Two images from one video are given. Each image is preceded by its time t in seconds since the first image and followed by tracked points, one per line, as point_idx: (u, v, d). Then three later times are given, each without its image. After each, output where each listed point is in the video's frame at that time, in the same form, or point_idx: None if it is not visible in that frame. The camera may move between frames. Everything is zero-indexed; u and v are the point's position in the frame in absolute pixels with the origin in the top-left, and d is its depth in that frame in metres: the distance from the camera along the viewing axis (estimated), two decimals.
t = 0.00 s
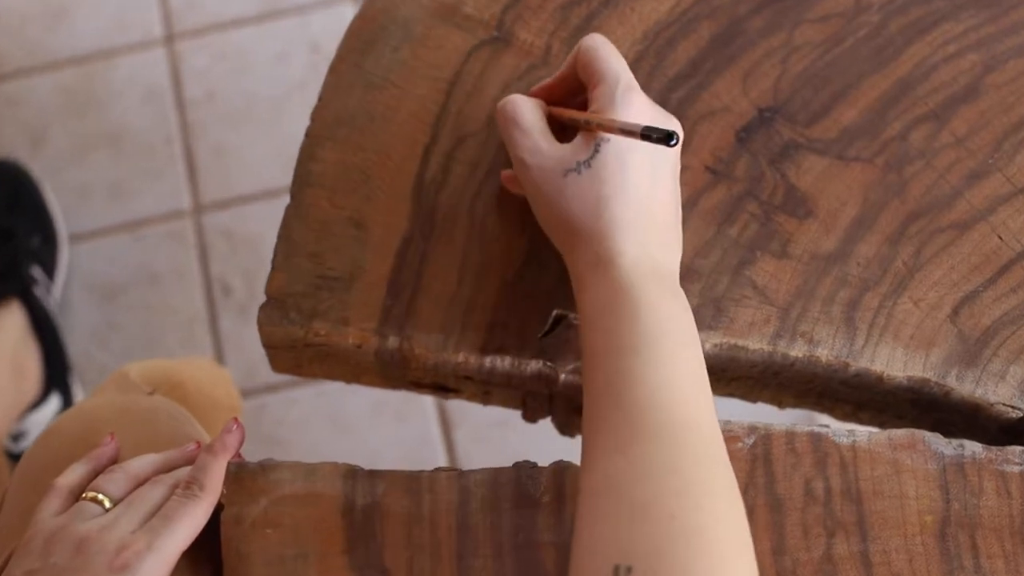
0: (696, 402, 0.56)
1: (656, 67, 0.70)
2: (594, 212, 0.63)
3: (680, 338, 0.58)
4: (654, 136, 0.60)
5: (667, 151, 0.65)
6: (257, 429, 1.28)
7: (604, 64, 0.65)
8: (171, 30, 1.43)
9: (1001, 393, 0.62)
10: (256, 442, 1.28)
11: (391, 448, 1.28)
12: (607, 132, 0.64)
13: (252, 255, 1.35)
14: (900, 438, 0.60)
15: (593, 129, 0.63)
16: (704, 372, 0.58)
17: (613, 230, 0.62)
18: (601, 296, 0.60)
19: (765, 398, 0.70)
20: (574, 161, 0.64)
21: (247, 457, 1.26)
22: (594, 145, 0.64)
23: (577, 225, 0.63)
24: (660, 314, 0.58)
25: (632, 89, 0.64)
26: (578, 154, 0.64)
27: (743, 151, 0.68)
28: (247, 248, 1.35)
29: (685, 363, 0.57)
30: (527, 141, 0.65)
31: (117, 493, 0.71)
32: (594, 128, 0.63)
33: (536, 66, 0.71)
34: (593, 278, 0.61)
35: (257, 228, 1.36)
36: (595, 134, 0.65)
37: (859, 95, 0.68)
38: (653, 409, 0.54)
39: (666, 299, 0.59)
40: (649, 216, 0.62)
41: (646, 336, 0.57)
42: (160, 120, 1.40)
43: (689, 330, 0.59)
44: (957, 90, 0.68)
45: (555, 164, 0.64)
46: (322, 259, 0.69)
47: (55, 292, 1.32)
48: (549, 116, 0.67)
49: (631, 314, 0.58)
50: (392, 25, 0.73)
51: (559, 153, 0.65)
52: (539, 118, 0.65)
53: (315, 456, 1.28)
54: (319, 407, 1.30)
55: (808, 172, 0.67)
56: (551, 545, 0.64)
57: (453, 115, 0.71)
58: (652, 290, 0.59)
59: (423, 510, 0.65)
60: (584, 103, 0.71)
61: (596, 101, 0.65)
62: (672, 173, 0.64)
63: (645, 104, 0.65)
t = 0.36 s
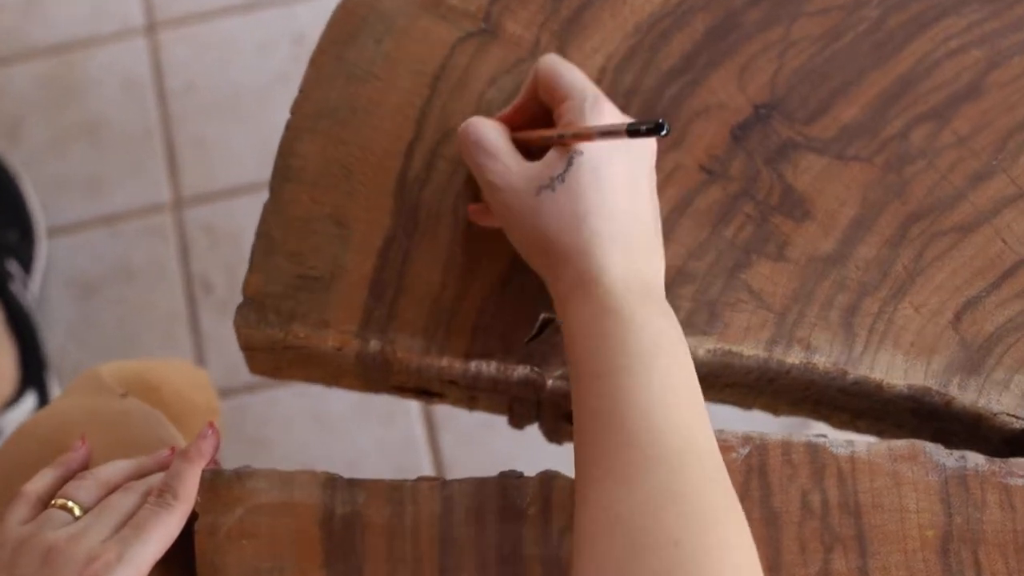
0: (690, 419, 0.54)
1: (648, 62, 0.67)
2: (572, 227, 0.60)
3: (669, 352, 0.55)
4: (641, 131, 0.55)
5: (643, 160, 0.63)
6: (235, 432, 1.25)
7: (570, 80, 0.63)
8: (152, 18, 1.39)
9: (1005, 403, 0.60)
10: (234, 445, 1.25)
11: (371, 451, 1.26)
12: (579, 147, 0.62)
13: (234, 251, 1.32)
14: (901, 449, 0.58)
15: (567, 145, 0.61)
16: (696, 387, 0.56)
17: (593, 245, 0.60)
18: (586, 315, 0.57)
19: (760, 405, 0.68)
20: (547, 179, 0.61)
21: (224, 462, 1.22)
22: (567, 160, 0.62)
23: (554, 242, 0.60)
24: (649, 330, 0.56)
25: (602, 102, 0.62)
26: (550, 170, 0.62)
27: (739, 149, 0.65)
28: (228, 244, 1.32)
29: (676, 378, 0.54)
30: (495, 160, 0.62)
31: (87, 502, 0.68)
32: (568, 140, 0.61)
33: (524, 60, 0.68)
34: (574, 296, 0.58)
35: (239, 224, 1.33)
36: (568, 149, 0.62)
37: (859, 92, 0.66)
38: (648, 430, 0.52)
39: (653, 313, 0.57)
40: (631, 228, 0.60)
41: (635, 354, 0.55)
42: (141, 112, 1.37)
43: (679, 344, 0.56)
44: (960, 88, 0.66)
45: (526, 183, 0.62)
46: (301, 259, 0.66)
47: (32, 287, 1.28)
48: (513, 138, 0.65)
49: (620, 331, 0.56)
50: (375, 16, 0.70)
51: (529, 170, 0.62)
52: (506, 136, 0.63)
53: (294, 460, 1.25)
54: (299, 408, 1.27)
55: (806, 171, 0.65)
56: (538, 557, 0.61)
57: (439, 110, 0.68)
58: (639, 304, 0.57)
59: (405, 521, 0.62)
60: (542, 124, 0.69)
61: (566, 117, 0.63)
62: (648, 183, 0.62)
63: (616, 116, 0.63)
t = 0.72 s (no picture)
0: (667, 517, 0.49)
1: (651, 49, 0.65)
2: (511, 337, 0.54)
3: (633, 456, 0.50)
4: (572, 213, 0.48)
5: (570, 247, 0.58)
6: (225, 431, 1.23)
7: (475, 176, 0.58)
8: (141, 6, 1.36)
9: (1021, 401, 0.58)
10: (223, 444, 1.22)
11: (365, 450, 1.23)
12: (501, 248, 0.56)
13: (223, 242, 1.29)
14: (913, 449, 0.56)
15: (489, 246, 0.56)
16: (667, 485, 0.51)
17: (537, 351, 0.54)
18: (543, 435, 0.51)
19: (766, 403, 0.66)
20: (474, 287, 0.56)
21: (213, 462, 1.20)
22: (491, 263, 0.56)
23: (494, 357, 0.54)
24: (610, 438, 0.51)
25: (515, 195, 0.57)
26: (474, 276, 0.56)
27: (745, 139, 0.63)
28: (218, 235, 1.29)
29: (646, 483, 0.49)
30: (412, 275, 0.56)
31: (69, 504, 0.66)
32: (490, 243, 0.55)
33: (522, 47, 0.66)
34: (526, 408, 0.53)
35: (228, 216, 1.30)
36: (490, 252, 0.56)
37: (869, 81, 0.64)
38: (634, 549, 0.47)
39: (611, 414, 0.52)
40: (573, 326, 0.55)
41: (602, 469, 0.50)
42: (129, 101, 1.34)
43: (642, 443, 0.51)
44: (973, 76, 0.64)
45: (451, 296, 0.56)
46: (292, 253, 0.64)
47: (17, 280, 1.25)
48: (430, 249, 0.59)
49: (582, 442, 0.50)
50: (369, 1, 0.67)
51: (452, 280, 0.56)
52: (419, 248, 0.57)
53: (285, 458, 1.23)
54: (291, 405, 1.24)
55: (814, 162, 0.62)
56: (537, 562, 0.59)
57: (434, 99, 0.65)
58: (595, 408, 0.52)
59: (399, 523, 0.60)
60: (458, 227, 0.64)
61: (481, 217, 0.58)
62: (581, 272, 0.57)
63: (533, 207, 0.58)
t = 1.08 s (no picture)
0: (660, 515, 0.46)
1: (639, 29, 0.62)
2: (500, 330, 0.52)
3: (625, 452, 0.48)
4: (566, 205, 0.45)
5: (564, 238, 0.55)
6: (208, 433, 1.20)
7: (467, 163, 0.55)
8: None
9: None
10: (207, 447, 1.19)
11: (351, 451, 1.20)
12: (494, 237, 0.53)
13: (199, 240, 1.26)
14: (921, 439, 0.54)
15: (479, 236, 0.53)
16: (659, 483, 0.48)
17: (526, 345, 0.51)
18: (531, 432, 0.49)
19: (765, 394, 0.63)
20: (463, 277, 0.53)
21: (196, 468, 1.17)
22: (481, 253, 0.53)
23: (481, 351, 0.52)
24: (601, 437, 0.48)
25: (508, 181, 0.54)
26: (464, 265, 0.53)
27: (739, 121, 0.61)
28: (194, 232, 1.26)
29: (639, 479, 0.47)
30: (403, 262, 0.54)
31: (41, 516, 0.62)
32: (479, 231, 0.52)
33: (505, 30, 0.63)
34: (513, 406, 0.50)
35: (205, 211, 1.27)
36: (480, 240, 0.53)
37: (866, 58, 0.62)
38: (626, 562, 0.43)
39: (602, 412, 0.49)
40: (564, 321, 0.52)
41: (591, 469, 0.47)
42: (101, 97, 1.30)
43: (633, 442, 0.49)
44: (973, 52, 0.62)
45: (440, 286, 0.53)
46: (269, 248, 0.61)
47: None
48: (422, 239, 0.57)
49: (571, 442, 0.48)
50: None
51: (442, 270, 0.54)
52: (411, 234, 0.55)
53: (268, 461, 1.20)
54: (274, 406, 1.21)
55: (810, 144, 0.60)
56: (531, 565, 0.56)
57: (414, 85, 0.63)
58: (586, 405, 0.49)
59: (386, 530, 0.56)
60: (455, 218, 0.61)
61: (472, 205, 0.55)
62: (575, 265, 0.55)
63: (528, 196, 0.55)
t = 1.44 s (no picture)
0: None
1: (630, 13, 0.60)
2: (467, 463, 0.47)
3: None
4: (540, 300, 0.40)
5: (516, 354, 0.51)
6: (189, 431, 1.13)
7: (402, 280, 0.50)
8: None
9: None
10: (188, 446, 1.13)
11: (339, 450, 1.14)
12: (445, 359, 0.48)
13: (182, 232, 1.18)
14: (924, 439, 0.52)
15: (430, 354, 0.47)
16: None
17: (495, 476, 0.47)
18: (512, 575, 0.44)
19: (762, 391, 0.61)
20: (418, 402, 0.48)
21: (177, 469, 1.11)
22: (435, 374, 0.48)
23: (444, 482, 0.47)
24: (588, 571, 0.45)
25: (451, 295, 0.50)
26: (417, 388, 0.48)
27: (733, 108, 0.58)
28: (175, 224, 1.18)
29: None
30: (349, 390, 0.48)
31: (12, 520, 0.59)
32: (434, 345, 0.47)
33: (491, 14, 0.60)
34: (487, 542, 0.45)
35: (186, 202, 1.18)
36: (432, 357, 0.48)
37: (865, 43, 0.59)
38: None
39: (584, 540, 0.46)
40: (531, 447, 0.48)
41: None
42: (78, 83, 1.20)
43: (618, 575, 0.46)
44: (975, 36, 0.60)
45: (394, 412, 0.47)
46: (247, 241, 0.58)
47: None
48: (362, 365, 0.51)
49: None
50: None
51: (393, 393, 0.48)
52: (350, 360, 0.49)
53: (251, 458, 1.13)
54: (258, 402, 1.14)
55: (808, 132, 0.58)
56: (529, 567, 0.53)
57: (397, 72, 0.60)
58: (568, 540, 0.45)
59: (369, 536, 0.54)
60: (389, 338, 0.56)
61: (416, 323, 0.50)
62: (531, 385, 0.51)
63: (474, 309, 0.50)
